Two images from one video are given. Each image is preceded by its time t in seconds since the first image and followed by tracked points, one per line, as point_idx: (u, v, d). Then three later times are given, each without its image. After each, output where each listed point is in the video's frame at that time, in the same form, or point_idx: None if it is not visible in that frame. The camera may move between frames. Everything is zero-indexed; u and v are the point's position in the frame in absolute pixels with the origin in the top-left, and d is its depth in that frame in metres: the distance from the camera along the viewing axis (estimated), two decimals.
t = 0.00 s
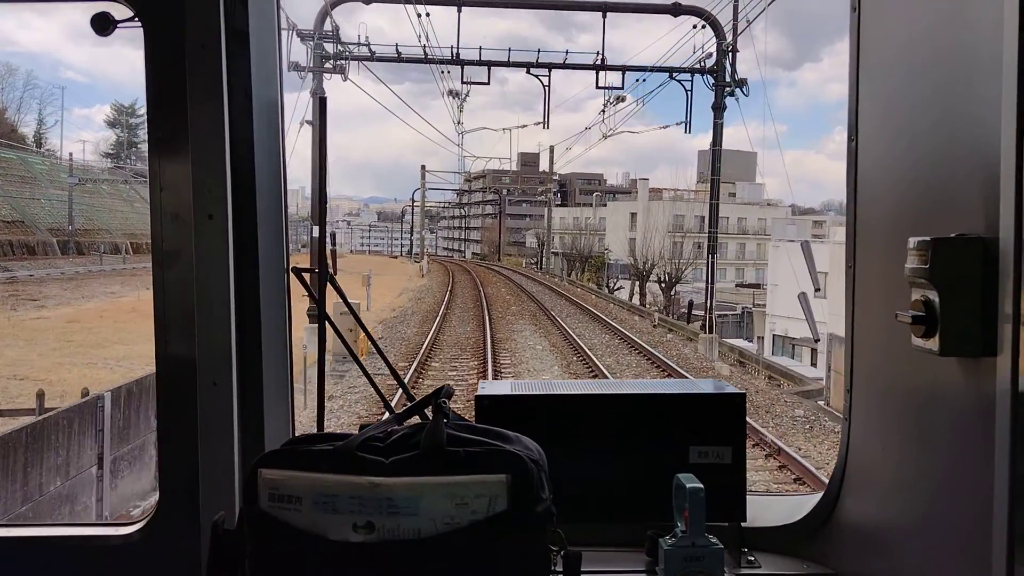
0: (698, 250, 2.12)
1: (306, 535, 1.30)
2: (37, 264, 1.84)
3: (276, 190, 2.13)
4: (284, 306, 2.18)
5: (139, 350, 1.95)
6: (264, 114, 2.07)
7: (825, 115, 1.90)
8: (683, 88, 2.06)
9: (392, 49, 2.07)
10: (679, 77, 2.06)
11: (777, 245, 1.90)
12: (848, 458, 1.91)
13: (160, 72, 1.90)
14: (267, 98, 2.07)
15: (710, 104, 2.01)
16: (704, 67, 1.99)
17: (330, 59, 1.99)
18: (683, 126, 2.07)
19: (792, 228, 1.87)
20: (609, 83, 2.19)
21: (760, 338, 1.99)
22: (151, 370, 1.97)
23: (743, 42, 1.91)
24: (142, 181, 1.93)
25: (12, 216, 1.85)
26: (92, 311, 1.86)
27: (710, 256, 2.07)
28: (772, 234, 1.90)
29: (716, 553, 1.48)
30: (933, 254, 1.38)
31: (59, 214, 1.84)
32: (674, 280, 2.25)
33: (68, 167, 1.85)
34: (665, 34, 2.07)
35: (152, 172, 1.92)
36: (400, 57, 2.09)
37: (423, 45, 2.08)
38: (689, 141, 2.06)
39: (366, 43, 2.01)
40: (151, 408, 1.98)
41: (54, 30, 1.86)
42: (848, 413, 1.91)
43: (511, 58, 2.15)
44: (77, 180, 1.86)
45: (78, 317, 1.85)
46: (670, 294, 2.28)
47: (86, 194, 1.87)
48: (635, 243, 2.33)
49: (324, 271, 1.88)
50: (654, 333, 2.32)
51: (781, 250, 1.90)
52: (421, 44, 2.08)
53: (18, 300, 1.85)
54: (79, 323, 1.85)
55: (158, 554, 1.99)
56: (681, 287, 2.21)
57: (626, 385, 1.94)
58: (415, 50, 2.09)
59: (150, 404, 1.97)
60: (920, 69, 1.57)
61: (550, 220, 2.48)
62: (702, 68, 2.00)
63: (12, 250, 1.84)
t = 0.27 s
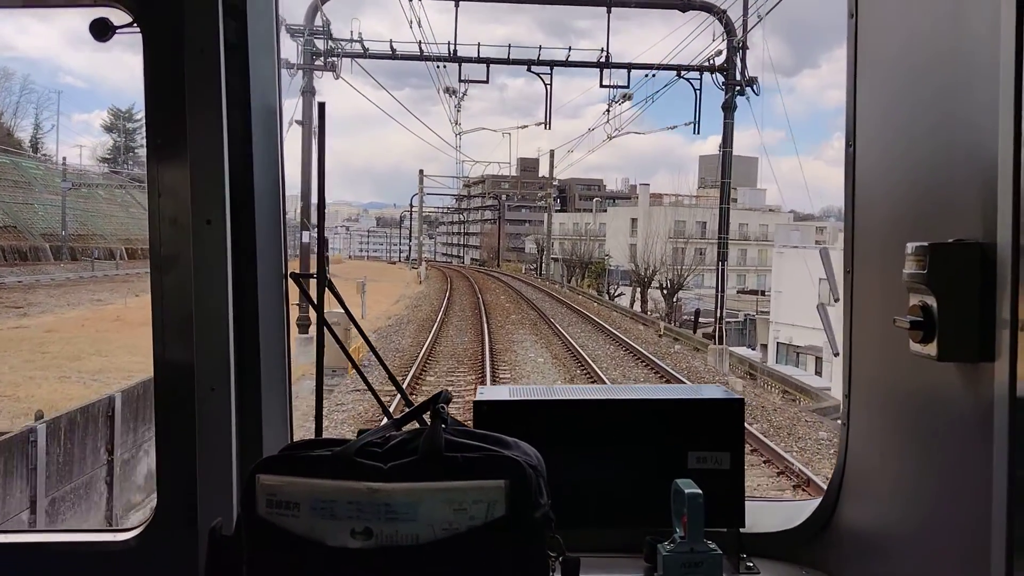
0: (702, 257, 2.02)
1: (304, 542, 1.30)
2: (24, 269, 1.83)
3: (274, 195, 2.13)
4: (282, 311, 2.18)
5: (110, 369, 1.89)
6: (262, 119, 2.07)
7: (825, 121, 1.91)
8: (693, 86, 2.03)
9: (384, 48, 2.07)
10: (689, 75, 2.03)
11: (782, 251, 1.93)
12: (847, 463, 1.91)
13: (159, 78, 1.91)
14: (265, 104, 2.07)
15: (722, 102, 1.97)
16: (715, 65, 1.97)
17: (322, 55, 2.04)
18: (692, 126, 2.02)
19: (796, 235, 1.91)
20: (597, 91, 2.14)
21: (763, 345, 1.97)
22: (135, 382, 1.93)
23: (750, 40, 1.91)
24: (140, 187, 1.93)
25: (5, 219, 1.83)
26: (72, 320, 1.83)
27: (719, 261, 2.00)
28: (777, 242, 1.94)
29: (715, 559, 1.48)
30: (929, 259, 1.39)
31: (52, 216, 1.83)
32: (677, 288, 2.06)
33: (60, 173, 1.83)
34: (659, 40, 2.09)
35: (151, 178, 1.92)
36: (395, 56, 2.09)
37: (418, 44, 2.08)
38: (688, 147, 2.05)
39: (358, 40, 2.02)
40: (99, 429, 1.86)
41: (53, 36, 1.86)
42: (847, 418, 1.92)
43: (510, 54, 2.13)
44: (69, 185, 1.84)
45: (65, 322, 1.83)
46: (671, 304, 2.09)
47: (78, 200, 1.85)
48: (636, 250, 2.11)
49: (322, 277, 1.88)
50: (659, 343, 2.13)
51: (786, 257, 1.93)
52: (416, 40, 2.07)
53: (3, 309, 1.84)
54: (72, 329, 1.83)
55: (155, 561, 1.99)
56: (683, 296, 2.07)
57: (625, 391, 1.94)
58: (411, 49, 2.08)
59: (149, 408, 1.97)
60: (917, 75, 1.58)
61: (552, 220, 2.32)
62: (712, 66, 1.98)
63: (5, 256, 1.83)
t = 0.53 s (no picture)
0: (705, 266, 2.05)
1: (301, 550, 1.29)
2: (13, 277, 1.84)
3: (272, 200, 2.13)
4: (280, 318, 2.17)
5: (78, 385, 1.88)
6: (261, 126, 2.07)
7: (824, 127, 1.91)
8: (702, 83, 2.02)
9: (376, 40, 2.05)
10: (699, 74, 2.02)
11: (785, 258, 1.94)
12: (845, 469, 1.90)
13: (156, 85, 1.91)
14: (263, 110, 2.07)
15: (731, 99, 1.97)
16: (725, 62, 1.98)
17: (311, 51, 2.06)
18: (701, 126, 2.04)
19: (799, 243, 1.93)
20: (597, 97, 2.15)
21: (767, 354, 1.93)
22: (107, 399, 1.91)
23: (762, 37, 1.92)
24: (138, 193, 1.93)
25: None
26: (52, 330, 1.85)
27: (730, 269, 2.01)
28: (780, 247, 1.95)
29: (714, 566, 1.47)
30: (927, 266, 1.39)
31: (43, 224, 1.84)
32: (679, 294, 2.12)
33: (53, 178, 1.84)
34: (657, 45, 2.06)
35: (148, 185, 1.92)
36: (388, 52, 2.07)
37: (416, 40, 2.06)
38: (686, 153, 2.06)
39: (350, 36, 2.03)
40: (30, 467, 1.82)
41: (55, 43, 1.87)
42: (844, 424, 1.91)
43: (509, 50, 2.11)
44: (63, 190, 1.85)
45: (54, 332, 1.85)
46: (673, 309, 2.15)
47: (71, 206, 1.86)
48: (637, 256, 2.22)
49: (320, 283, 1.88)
50: (664, 354, 2.18)
51: (790, 263, 1.94)
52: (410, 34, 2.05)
53: None
54: (65, 337, 1.86)
55: (152, 568, 1.98)
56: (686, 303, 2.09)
57: (623, 397, 1.94)
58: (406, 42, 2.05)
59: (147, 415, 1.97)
60: (914, 82, 1.58)
61: (548, 229, 2.45)
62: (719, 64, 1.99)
63: None
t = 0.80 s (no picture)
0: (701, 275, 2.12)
1: (293, 565, 1.28)
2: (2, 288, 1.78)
3: (264, 212, 2.13)
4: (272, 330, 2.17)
5: (41, 407, 1.80)
6: (255, 138, 2.07)
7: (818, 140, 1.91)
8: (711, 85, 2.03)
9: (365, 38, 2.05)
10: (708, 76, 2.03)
11: (786, 269, 1.96)
12: (838, 481, 1.90)
13: (150, 97, 1.91)
14: (257, 121, 2.07)
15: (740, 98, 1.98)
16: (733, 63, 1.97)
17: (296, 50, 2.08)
18: (710, 130, 2.04)
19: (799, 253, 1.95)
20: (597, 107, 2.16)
21: (766, 367, 1.97)
22: (70, 421, 1.82)
23: (772, 35, 1.92)
24: (131, 205, 1.92)
25: None
26: (25, 346, 1.79)
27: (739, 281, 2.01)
28: (780, 258, 1.96)
29: None
30: (919, 280, 1.40)
31: (33, 234, 1.80)
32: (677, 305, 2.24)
33: (43, 185, 1.78)
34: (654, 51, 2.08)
35: (142, 197, 1.92)
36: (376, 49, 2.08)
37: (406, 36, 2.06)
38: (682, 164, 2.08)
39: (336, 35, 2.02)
40: None
41: (49, 52, 1.86)
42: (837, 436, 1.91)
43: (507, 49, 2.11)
44: (52, 199, 1.80)
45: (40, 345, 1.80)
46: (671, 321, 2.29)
47: (60, 215, 1.82)
48: (635, 266, 2.31)
49: (314, 295, 1.88)
50: (669, 371, 2.26)
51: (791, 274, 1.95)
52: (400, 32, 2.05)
53: None
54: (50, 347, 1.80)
55: None
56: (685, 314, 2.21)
57: (616, 409, 1.94)
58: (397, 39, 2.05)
59: (139, 428, 1.95)
60: (905, 95, 1.59)
61: (543, 239, 2.44)
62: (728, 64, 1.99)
63: None
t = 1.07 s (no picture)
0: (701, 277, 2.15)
1: (290, 568, 1.28)
2: None
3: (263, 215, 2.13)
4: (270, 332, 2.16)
5: (2, 421, 1.78)
6: (253, 140, 2.07)
7: (816, 141, 1.90)
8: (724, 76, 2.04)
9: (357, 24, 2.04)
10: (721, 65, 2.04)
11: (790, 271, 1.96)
12: (836, 483, 1.90)
13: (147, 99, 1.90)
14: (255, 123, 2.07)
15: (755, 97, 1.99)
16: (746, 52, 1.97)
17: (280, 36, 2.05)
18: (722, 124, 2.03)
19: (803, 256, 1.95)
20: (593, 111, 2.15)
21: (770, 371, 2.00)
22: (30, 438, 1.79)
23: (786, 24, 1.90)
24: (128, 207, 1.92)
25: None
26: (6, 347, 1.81)
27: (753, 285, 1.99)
28: (783, 260, 1.97)
29: None
30: (916, 281, 1.40)
31: (22, 236, 1.80)
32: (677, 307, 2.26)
33: (33, 187, 1.80)
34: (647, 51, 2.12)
35: (139, 200, 1.92)
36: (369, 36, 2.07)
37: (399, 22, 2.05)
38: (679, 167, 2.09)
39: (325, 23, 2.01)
40: None
41: (46, 54, 1.86)
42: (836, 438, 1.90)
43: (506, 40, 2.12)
44: (41, 201, 1.81)
45: (21, 350, 1.81)
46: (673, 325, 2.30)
47: (51, 218, 1.82)
48: (634, 268, 2.32)
49: (311, 297, 1.88)
50: (678, 381, 2.25)
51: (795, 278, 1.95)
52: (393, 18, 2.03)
53: None
54: (42, 352, 1.81)
55: None
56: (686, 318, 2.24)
57: (614, 412, 1.94)
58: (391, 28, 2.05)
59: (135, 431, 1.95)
60: (903, 96, 1.59)
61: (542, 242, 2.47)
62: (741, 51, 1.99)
63: None
